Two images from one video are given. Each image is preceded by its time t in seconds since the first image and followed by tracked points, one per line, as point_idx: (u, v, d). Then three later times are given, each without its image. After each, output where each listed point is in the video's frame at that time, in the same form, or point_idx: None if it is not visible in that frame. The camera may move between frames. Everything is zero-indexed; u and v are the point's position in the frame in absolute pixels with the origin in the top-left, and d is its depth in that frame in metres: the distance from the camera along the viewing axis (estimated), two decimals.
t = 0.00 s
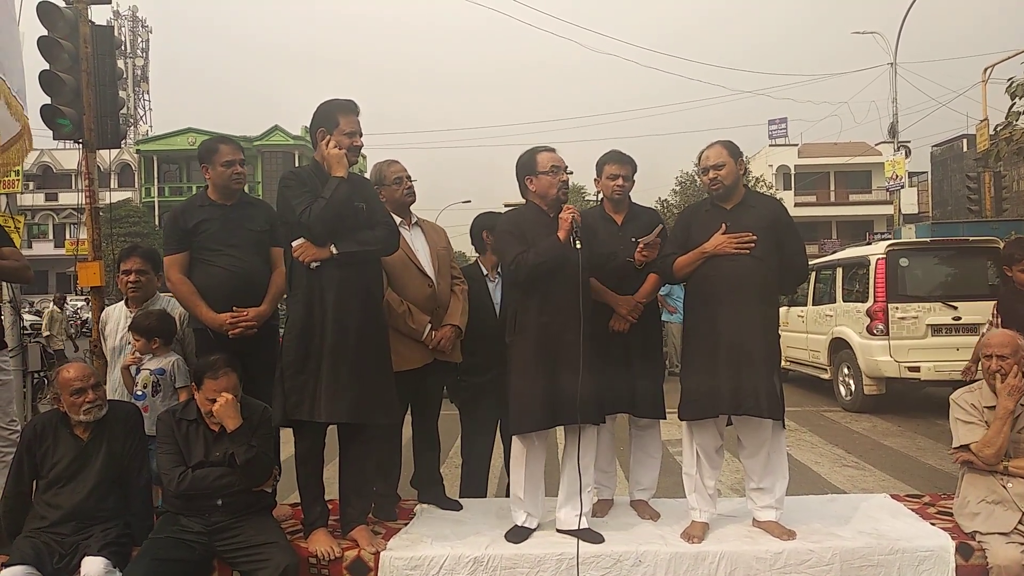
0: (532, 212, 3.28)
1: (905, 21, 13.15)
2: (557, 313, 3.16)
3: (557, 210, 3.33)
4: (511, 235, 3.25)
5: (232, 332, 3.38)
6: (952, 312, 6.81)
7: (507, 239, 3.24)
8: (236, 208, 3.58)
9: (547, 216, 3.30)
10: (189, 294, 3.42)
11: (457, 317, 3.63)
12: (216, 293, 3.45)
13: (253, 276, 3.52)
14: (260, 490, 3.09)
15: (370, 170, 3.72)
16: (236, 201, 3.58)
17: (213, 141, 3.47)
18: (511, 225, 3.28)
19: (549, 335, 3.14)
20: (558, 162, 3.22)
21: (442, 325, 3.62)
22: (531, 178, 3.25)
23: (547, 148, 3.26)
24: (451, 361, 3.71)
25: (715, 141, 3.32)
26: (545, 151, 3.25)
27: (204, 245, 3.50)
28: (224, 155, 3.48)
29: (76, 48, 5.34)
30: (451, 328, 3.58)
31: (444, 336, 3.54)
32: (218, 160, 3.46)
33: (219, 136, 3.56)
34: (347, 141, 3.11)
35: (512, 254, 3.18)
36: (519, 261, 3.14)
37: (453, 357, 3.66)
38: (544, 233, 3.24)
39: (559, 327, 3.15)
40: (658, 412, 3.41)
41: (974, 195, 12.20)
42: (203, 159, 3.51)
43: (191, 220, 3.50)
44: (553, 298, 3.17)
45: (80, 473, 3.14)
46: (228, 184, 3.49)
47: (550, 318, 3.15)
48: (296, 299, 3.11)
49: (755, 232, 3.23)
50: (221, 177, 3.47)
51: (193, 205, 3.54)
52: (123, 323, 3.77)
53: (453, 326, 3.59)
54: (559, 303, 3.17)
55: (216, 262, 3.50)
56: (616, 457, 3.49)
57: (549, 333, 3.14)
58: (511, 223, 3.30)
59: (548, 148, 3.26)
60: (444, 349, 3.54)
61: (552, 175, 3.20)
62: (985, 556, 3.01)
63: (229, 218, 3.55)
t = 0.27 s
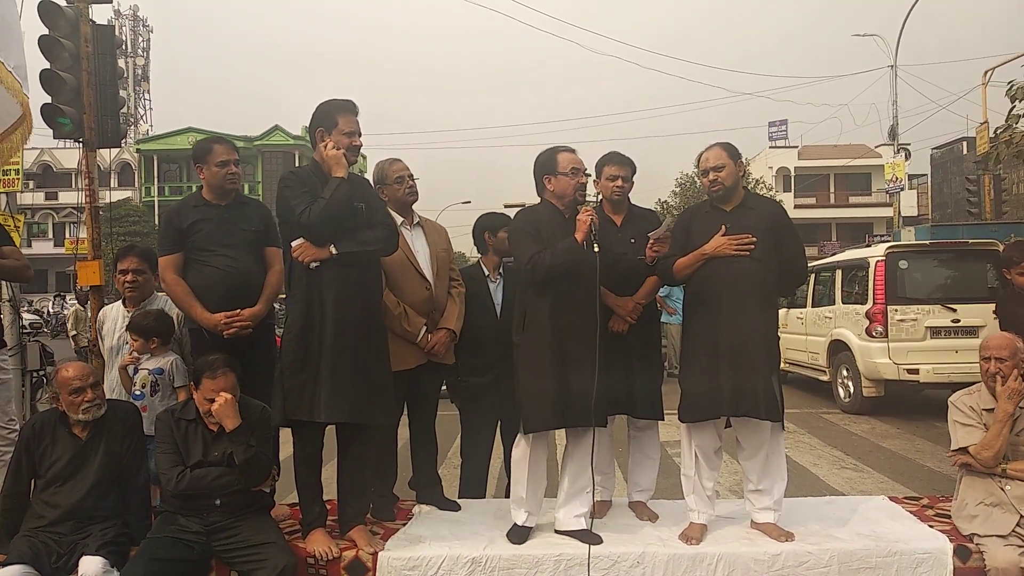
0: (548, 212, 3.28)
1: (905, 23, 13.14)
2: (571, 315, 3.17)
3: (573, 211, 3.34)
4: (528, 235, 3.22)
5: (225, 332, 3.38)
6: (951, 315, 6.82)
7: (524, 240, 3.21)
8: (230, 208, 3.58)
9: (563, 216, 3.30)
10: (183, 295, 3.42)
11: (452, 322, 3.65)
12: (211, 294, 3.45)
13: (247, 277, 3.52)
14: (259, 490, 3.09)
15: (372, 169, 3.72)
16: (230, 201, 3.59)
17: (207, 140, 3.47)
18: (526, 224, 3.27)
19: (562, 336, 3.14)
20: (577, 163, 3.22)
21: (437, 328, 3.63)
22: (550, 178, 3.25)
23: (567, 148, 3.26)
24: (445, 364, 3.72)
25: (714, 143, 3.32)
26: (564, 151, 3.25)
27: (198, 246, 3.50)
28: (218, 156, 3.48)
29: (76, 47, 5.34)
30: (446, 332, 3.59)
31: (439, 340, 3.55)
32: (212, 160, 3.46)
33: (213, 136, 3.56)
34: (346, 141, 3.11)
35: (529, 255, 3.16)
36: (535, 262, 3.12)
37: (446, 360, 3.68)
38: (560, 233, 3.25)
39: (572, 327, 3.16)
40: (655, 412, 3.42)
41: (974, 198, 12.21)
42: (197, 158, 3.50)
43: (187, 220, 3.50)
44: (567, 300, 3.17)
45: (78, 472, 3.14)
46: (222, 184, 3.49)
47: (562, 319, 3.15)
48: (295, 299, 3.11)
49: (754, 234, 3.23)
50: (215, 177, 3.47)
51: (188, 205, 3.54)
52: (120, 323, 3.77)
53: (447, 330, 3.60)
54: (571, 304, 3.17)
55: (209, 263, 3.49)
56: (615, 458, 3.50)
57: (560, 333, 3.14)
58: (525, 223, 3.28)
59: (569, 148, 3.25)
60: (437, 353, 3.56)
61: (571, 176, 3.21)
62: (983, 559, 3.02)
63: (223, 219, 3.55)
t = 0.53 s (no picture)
0: (551, 209, 3.26)
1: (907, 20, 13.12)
2: (575, 313, 3.16)
3: (576, 208, 3.32)
4: (533, 233, 3.21)
5: (227, 329, 3.38)
6: (952, 313, 6.82)
7: (529, 239, 3.20)
8: (227, 206, 3.58)
9: (566, 214, 3.28)
10: (183, 292, 3.42)
11: (449, 322, 3.64)
12: (210, 292, 3.45)
13: (246, 275, 3.51)
14: (259, 487, 3.09)
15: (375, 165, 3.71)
16: (228, 198, 3.58)
17: (204, 138, 3.46)
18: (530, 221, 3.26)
19: (566, 334, 3.14)
20: (584, 163, 3.21)
21: (434, 327, 3.62)
22: (554, 175, 3.23)
23: (572, 146, 3.24)
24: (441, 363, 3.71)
25: (715, 141, 3.31)
26: (571, 149, 3.23)
27: (197, 244, 3.50)
28: (215, 153, 3.47)
29: (76, 44, 5.34)
30: (443, 332, 3.59)
31: (436, 340, 3.56)
32: (210, 157, 3.46)
33: (211, 133, 3.55)
34: (344, 138, 3.10)
35: (533, 253, 3.16)
36: (540, 260, 3.11)
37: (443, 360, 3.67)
38: (565, 231, 3.24)
39: (576, 325, 3.15)
40: (656, 410, 3.41)
41: (975, 197, 12.21)
42: (195, 156, 3.49)
43: (185, 218, 3.50)
44: (572, 298, 3.17)
45: (78, 470, 3.14)
46: (220, 181, 3.49)
47: (565, 317, 3.15)
48: (294, 297, 3.11)
49: (755, 232, 3.23)
50: (213, 175, 3.46)
51: (185, 203, 3.54)
52: (119, 321, 3.77)
53: (444, 330, 3.60)
54: (575, 302, 3.17)
55: (208, 261, 3.49)
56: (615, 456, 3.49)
57: (564, 331, 3.14)
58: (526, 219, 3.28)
59: (575, 145, 3.23)
60: (433, 352, 3.56)
61: (575, 174, 3.20)
62: (983, 557, 3.02)
63: (221, 216, 3.54)
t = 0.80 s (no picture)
0: (544, 208, 3.27)
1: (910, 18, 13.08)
2: (569, 312, 3.15)
3: (570, 207, 3.32)
4: (527, 231, 3.21)
5: (232, 328, 3.38)
6: (955, 312, 6.81)
7: (523, 237, 3.20)
8: (232, 205, 3.58)
9: (560, 212, 3.28)
10: (188, 291, 3.42)
11: (451, 322, 3.63)
12: (214, 291, 3.45)
13: (251, 275, 3.51)
14: (261, 485, 3.09)
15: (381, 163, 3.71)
16: (233, 198, 3.59)
17: (209, 138, 3.44)
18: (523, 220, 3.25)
19: (560, 333, 3.13)
20: (575, 161, 3.19)
21: (435, 328, 3.61)
22: (547, 174, 3.23)
23: (564, 144, 3.23)
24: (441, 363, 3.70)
25: (716, 140, 3.30)
26: (563, 147, 3.22)
27: (202, 243, 3.50)
28: (218, 153, 3.46)
29: (79, 43, 5.33)
30: (444, 332, 3.58)
31: (437, 340, 3.54)
32: (215, 157, 3.45)
33: (218, 132, 3.55)
34: (344, 137, 3.08)
35: (526, 253, 3.15)
36: (534, 259, 3.09)
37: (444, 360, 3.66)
38: (558, 230, 3.24)
39: (571, 324, 3.15)
40: (659, 410, 3.41)
41: (978, 196, 12.20)
42: (200, 155, 3.49)
43: (191, 217, 3.50)
44: (567, 298, 3.16)
45: (81, 469, 3.14)
46: (225, 180, 3.49)
47: (559, 316, 3.14)
48: (296, 296, 3.11)
49: (756, 231, 3.22)
50: (218, 174, 3.46)
51: (190, 202, 3.54)
52: (121, 320, 3.77)
53: (445, 330, 3.59)
54: (570, 301, 3.16)
55: (213, 260, 3.49)
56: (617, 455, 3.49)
57: (558, 330, 3.13)
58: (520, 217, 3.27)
59: (567, 144, 3.23)
60: (434, 352, 3.55)
61: (568, 173, 3.19)
62: (986, 556, 3.00)
63: (225, 216, 3.55)
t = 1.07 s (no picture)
0: (530, 210, 3.26)
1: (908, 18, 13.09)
2: (561, 313, 3.16)
3: (557, 209, 3.31)
4: (515, 234, 3.21)
5: (232, 328, 3.37)
6: (952, 311, 6.82)
7: (511, 240, 3.20)
8: (235, 205, 3.58)
9: (546, 214, 3.28)
10: (189, 291, 3.42)
11: (450, 322, 3.63)
12: (215, 290, 3.45)
13: (252, 274, 3.50)
14: (259, 485, 3.08)
15: (378, 163, 3.71)
16: (234, 197, 3.58)
17: (212, 137, 3.45)
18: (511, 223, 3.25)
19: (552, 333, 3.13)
20: (558, 164, 3.18)
21: (434, 327, 3.61)
22: (531, 179, 3.22)
23: (547, 146, 3.22)
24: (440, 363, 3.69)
25: (715, 140, 3.30)
26: (545, 150, 3.21)
27: (203, 242, 3.50)
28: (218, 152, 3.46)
29: (76, 43, 5.32)
30: (443, 332, 3.58)
31: (436, 340, 3.53)
32: (216, 156, 3.45)
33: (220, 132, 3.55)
34: (339, 137, 3.07)
35: (516, 255, 3.14)
36: (524, 262, 3.08)
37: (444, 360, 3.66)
38: (546, 231, 3.23)
39: (563, 324, 3.16)
40: (656, 409, 3.41)
41: (975, 195, 12.24)
42: (202, 154, 3.49)
43: (192, 216, 3.50)
44: (559, 298, 3.16)
45: (78, 469, 3.14)
46: (226, 180, 3.48)
47: (550, 316, 3.14)
48: (292, 296, 3.10)
49: (754, 231, 3.22)
50: (218, 174, 3.46)
51: (192, 201, 3.54)
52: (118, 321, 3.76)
53: (444, 329, 3.59)
54: (560, 301, 3.16)
55: (214, 259, 3.49)
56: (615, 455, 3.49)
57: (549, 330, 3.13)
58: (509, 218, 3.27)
59: (550, 146, 3.21)
60: (434, 351, 3.54)
61: (552, 177, 3.18)
62: (984, 555, 3.02)
63: (227, 215, 3.54)
